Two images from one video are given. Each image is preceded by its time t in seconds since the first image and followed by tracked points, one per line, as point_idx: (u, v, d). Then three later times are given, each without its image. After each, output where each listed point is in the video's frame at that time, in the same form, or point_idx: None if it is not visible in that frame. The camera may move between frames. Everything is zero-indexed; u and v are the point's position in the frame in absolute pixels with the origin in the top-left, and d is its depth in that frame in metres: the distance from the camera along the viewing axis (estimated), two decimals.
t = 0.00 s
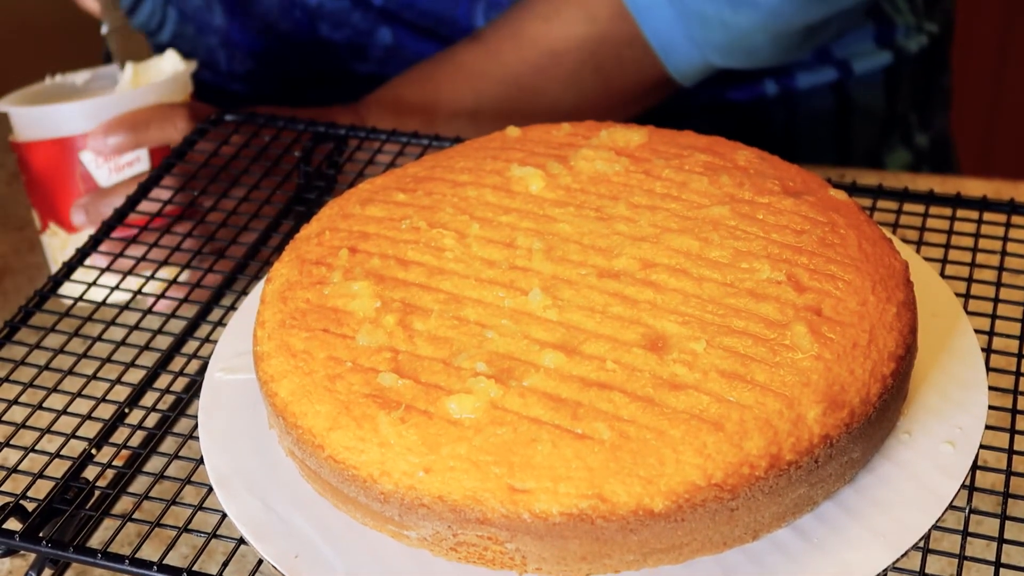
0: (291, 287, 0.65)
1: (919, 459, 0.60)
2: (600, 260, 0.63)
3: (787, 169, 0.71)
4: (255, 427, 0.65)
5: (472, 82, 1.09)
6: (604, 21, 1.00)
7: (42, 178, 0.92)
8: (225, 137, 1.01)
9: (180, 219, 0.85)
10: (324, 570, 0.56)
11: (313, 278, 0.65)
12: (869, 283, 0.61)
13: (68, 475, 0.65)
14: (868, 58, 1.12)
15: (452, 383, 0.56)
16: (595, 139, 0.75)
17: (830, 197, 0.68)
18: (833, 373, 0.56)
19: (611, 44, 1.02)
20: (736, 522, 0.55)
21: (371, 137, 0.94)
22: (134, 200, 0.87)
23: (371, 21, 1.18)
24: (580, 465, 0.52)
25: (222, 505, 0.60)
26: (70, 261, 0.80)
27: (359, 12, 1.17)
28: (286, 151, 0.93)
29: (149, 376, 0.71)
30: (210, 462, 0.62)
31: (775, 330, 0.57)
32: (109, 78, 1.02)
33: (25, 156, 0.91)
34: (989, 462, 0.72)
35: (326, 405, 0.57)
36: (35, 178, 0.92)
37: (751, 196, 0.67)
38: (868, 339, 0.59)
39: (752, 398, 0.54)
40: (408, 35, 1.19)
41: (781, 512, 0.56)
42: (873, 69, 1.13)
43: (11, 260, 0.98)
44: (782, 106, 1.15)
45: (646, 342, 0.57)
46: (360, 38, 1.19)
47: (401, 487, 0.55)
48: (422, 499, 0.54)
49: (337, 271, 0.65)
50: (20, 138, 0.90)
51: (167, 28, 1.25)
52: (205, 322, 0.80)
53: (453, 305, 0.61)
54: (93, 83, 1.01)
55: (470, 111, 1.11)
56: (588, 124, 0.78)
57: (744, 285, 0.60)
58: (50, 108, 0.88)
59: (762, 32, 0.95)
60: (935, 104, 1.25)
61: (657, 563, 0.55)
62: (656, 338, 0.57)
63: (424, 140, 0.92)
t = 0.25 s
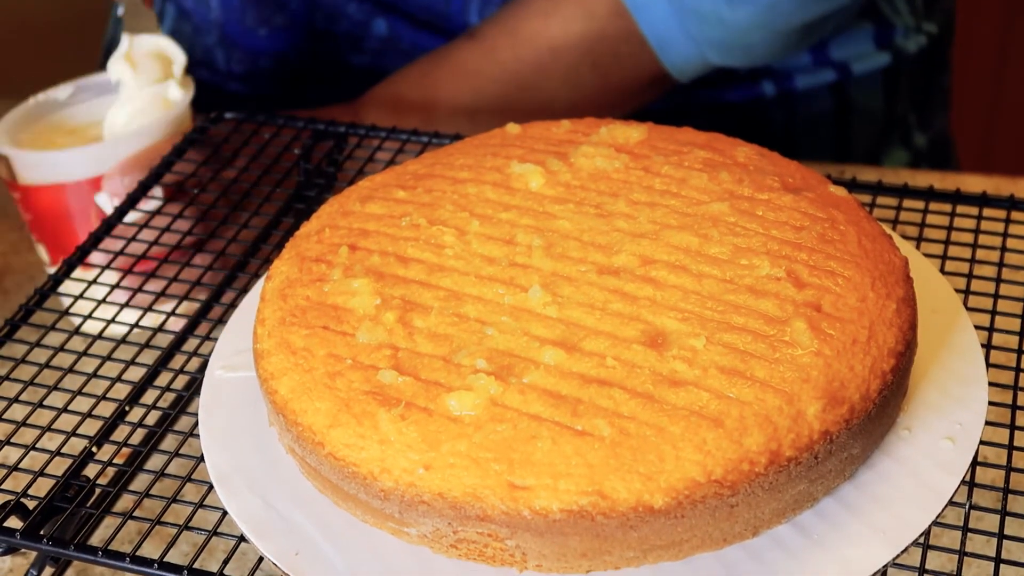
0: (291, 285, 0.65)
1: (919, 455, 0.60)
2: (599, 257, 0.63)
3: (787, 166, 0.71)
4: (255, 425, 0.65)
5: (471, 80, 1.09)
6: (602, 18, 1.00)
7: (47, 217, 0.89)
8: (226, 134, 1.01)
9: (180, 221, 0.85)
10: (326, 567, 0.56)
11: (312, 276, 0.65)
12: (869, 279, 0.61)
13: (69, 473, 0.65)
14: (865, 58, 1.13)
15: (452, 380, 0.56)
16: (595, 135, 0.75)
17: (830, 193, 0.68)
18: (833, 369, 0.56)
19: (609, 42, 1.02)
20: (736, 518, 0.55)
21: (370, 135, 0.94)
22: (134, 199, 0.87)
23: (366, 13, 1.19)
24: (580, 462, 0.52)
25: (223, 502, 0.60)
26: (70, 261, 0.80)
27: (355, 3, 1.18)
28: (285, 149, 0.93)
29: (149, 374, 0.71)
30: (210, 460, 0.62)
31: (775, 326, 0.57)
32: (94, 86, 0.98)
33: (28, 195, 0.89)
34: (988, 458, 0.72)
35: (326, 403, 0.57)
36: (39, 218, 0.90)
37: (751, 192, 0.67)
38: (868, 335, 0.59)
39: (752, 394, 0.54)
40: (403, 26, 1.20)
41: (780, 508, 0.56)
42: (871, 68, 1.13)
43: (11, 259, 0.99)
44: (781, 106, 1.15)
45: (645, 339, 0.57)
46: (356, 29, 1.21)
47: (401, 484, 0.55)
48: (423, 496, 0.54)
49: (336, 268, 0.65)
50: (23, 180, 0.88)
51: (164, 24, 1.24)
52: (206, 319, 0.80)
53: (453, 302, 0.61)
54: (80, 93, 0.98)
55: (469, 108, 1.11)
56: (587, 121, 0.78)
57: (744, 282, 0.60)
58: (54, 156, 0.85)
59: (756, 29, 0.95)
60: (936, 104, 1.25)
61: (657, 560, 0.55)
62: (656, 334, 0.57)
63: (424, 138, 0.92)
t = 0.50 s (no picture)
0: (292, 285, 0.65)
1: (920, 454, 0.60)
2: (600, 256, 0.63)
3: (787, 165, 0.71)
4: (257, 426, 0.65)
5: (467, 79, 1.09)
6: (597, 15, 1.00)
7: (28, 240, 0.88)
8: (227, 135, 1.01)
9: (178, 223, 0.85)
10: (329, 567, 0.56)
11: (314, 276, 0.65)
12: (869, 278, 0.61)
13: (71, 473, 0.65)
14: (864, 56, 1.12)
15: (453, 380, 0.56)
16: (596, 135, 0.75)
17: (830, 192, 0.69)
18: (834, 368, 0.56)
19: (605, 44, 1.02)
20: (738, 517, 0.55)
21: (370, 135, 0.94)
22: (135, 199, 0.88)
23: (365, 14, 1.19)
24: (582, 461, 0.52)
25: (225, 503, 0.60)
26: (70, 262, 0.81)
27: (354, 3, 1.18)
28: (287, 149, 0.93)
29: (151, 375, 0.71)
30: (213, 461, 0.62)
31: (776, 325, 0.57)
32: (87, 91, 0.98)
33: (11, 218, 0.88)
34: (989, 456, 0.73)
35: (328, 403, 0.57)
36: (20, 240, 0.89)
37: (752, 191, 0.67)
38: (869, 334, 0.59)
39: (753, 393, 0.54)
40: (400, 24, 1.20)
41: (782, 507, 0.56)
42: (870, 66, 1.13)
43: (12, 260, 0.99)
44: (780, 105, 1.15)
45: (646, 338, 0.57)
46: (356, 29, 1.21)
47: (404, 484, 0.55)
48: (425, 496, 0.54)
49: (338, 268, 0.65)
50: (8, 202, 0.87)
51: (167, 26, 1.23)
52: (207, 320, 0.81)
53: (455, 302, 0.61)
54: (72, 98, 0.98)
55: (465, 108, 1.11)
56: (588, 120, 0.78)
57: (745, 281, 0.60)
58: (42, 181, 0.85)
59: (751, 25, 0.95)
60: (935, 104, 1.26)
61: (659, 559, 0.56)
62: (657, 334, 0.57)
63: (424, 138, 0.92)
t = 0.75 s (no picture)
0: (292, 285, 0.65)
1: (919, 453, 0.60)
2: (600, 256, 0.63)
3: (787, 165, 0.71)
4: (257, 426, 0.65)
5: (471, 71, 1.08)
6: None
7: (31, 240, 0.88)
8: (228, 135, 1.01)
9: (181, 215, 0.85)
10: (329, 567, 0.56)
11: (314, 276, 0.65)
12: (868, 278, 0.62)
13: (72, 473, 0.65)
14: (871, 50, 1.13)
15: (453, 380, 0.56)
16: (595, 135, 0.75)
17: (829, 192, 0.69)
18: (833, 368, 0.57)
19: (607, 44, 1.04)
20: (737, 517, 0.55)
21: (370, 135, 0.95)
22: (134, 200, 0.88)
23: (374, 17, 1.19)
24: (582, 461, 0.52)
25: (226, 502, 0.60)
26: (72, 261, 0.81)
27: None
28: (287, 148, 0.94)
29: (151, 376, 0.71)
30: (213, 461, 0.63)
31: (775, 325, 0.58)
32: (87, 94, 0.98)
33: (14, 218, 0.88)
34: (988, 455, 0.73)
35: (328, 403, 0.58)
36: (23, 239, 0.89)
37: (751, 192, 0.67)
38: (868, 333, 0.59)
39: (752, 392, 0.55)
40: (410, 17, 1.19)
41: (781, 506, 0.57)
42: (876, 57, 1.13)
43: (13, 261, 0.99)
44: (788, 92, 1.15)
45: (646, 338, 0.57)
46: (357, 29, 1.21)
47: (404, 484, 0.55)
48: (425, 496, 0.54)
49: (338, 268, 0.65)
50: (11, 204, 0.87)
51: (171, 28, 1.25)
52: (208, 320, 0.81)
53: (455, 302, 0.61)
54: (71, 100, 0.98)
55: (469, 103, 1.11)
56: (588, 121, 0.78)
57: (744, 281, 0.60)
58: (43, 187, 0.85)
59: None
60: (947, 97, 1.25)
61: (659, 558, 0.56)
62: (656, 334, 0.57)
63: (425, 138, 0.92)
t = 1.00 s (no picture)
0: (294, 292, 0.66)
1: (919, 460, 0.60)
2: (601, 263, 0.63)
3: (786, 172, 0.72)
4: (258, 432, 0.65)
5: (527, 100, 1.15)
6: None
7: (34, 245, 0.89)
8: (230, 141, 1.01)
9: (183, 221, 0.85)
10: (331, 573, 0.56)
11: (316, 283, 0.65)
12: (869, 285, 0.62)
13: (74, 480, 0.65)
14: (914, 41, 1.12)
15: (454, 387, 0.56)
16: (596, 142, 0.75)
17: (829, 199, 0.69)
18: (833, 375, 0.57)
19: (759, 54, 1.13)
20: (738, 524, 0.55)
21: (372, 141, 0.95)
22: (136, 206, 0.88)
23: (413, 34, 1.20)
24: (582, 468, 0.52)
25: (227, 508, 0.61)
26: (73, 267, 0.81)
27: None
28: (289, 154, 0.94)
29: (153, 382, 0.71)
30: (215, 467, 0.63)
31: (775, 331, 0.58)
32: (89, 100, 0.98)
33: (18, 224, 0.88)
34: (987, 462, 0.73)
35: (329, 409, 0.58)
36: (26, 244, 0.89)
37: (751, 199, 0.68)
38: (868, 340, 0.59)
39: (752, 399, 0.55)
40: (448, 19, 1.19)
41: (782, 513, 0.57)
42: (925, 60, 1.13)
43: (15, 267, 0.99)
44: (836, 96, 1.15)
45: (646, 345, 0.57)
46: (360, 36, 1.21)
47: (405, 490, 0.55)
48: (426, 502, 0.55)
49: (339, 275, 0.65)
50: (14, 210, 0.87)
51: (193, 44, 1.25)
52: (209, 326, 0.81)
53: (456, 308, 0.61)
54: (73, 106, 0.98)
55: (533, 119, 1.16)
56: (588, 128, 0.78)
57: (745, 288, 0.60)
58: (45, 193, 0.85)
59: None
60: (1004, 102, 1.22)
61: (659, 565, 0.56)
62: (657, 341, 0.58)
63: (426, 144, 0.92)
